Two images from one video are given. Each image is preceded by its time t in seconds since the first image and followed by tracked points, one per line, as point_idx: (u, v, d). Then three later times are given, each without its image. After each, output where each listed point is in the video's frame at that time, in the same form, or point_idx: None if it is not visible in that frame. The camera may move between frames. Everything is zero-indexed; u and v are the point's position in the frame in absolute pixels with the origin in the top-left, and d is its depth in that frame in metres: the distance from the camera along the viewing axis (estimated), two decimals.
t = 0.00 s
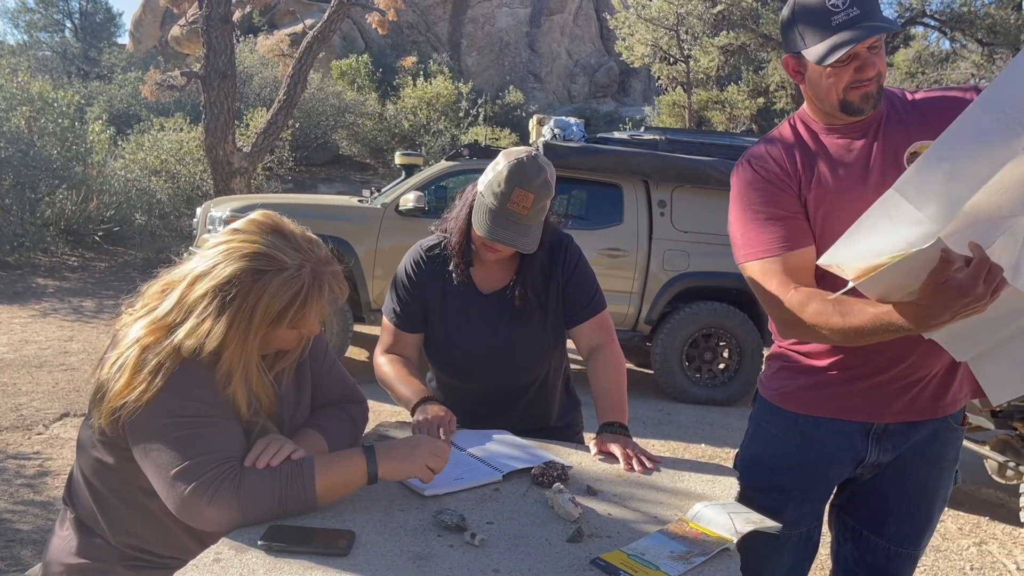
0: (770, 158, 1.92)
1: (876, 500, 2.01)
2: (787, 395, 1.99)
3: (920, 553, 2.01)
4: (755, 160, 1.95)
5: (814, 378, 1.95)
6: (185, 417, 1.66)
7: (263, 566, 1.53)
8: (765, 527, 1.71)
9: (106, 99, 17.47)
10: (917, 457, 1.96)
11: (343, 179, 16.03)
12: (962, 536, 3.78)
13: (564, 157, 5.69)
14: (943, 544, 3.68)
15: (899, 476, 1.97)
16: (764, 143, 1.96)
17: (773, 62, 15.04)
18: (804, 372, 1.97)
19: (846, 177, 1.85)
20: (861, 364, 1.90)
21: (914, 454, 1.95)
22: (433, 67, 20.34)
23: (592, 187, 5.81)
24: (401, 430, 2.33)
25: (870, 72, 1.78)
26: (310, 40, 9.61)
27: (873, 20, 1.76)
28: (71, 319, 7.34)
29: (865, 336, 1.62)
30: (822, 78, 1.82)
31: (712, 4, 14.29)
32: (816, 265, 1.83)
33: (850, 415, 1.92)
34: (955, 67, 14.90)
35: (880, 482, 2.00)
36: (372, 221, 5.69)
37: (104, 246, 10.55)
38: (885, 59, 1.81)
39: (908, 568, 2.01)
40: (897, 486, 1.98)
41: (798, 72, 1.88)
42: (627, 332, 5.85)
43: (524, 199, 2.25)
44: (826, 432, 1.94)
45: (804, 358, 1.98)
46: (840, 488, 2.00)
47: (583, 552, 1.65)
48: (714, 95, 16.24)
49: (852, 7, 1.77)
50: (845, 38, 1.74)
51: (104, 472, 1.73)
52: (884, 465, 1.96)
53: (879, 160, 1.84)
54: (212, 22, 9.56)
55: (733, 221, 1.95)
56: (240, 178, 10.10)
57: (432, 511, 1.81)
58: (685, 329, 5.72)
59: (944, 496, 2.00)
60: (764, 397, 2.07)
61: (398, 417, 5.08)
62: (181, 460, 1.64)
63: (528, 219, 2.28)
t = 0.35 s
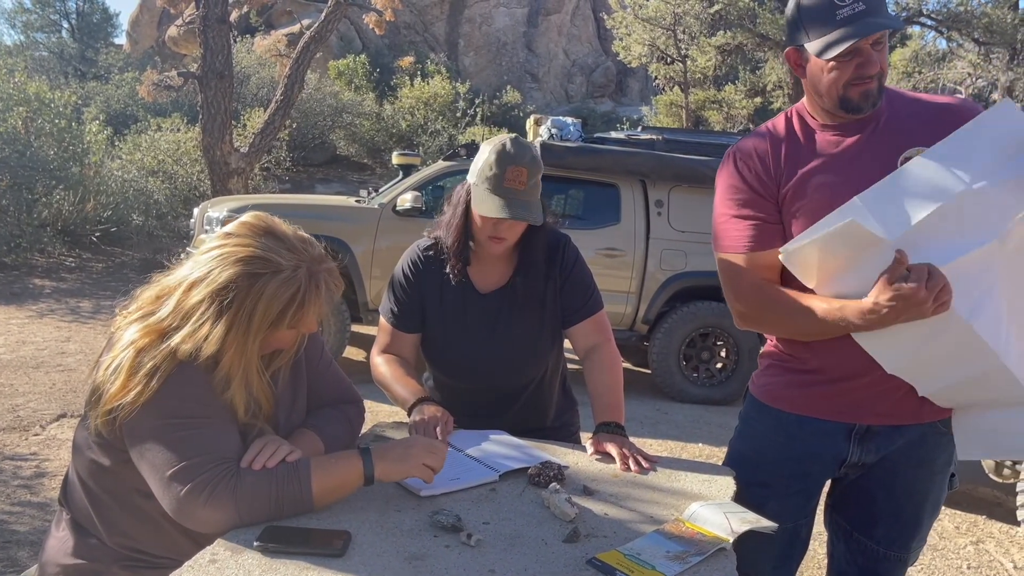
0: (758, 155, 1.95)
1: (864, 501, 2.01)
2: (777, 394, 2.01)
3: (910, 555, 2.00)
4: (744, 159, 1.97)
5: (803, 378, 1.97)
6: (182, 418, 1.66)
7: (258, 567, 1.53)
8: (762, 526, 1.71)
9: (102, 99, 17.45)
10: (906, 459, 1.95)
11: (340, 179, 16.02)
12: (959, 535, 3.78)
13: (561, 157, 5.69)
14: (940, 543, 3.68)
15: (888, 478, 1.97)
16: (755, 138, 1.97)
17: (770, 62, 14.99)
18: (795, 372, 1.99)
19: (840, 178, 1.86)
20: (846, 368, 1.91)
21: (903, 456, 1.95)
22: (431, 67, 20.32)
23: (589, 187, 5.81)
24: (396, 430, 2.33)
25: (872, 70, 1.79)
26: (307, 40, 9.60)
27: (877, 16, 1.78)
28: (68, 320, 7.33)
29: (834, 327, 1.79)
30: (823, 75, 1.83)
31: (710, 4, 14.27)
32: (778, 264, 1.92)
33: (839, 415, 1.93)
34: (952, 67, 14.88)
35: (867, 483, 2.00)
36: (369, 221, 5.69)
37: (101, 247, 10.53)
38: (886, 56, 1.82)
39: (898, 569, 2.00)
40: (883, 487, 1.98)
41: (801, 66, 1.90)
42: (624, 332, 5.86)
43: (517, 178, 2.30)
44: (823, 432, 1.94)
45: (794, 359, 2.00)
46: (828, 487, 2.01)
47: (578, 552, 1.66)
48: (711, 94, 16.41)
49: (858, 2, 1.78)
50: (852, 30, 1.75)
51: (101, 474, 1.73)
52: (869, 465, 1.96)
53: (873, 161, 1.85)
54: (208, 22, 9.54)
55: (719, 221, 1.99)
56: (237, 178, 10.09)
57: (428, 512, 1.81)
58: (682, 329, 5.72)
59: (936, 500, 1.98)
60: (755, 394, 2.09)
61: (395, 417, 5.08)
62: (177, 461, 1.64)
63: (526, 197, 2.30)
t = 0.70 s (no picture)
0: (763, 143, 1.95)
1: (853, 499, 2.01)
2: (765, 390, 2.02)
3: (899, 552, 1.99)
4: (746, 148, 1.97)
5: (790, 374, 1.98)
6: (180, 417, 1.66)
7: (256, 566, 1.53)
8: (760, 524, 1.71)
9: (100, 99, 17.43)
10: (893, 456, 1.96)
11: (338, 179, 16.01)
12: (957, 534, 3.79)
13: (559, 156, 5.68)
14: (938, 541, 3.68)
15: (875, 475, 1.97)
16: (763, 126, 1.97)
17: (767, 61, 14.91)
18: (781, 367, 2.00)
19: (843, 173, 1.86)
20: (834, 364, 1.92)
21: (890, 453, 1.96)
22: (429, 66, 20.32)
23: (587, 186, 5.81)
24: (394, 428, 2.33)
25: (887, 65, 1.77)
26: (305, 39, 9.59)
27: (896, 12, 1.76)
28: (66, 320, 7.32)
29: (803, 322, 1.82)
30: (837, 66, 1.81)
31: (708, 3, 14.24)
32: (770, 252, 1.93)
33: (826, 412, 1.94)
34: (949, 66, 14.89)
35: (854, 480, 2.00)
36: (367, 221, 5.69)
37: (99, 247, 10.51)
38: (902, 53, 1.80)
39: (887, 567, 1.99)
40: (870, 484, 1.98)
41: (815, 55, 1.88)
42: (622, 331, 5.86)
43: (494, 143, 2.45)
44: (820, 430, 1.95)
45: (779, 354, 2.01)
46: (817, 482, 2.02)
47: (575, 550, 1.65)
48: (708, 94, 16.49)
49: None
50: (860, 28, 1.73)
51: (98, 473, 1.73)
52: (856, 462, 1.97)
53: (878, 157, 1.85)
54: (206, 22, 9.52)
55: (717, 207, 2.00)
56: (235, 177, 10.08)
57: (426, 510, 1.80)
58: (680, 328, 5.72)
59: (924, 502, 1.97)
60: (742, 390, 2.10)
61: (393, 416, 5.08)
62: (174, 461, 1.64)
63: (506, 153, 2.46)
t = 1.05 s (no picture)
0: (773, 134, 1.95)
1: (842, 501, 2.00)
2: (757, 387, 2.01)
3: (890, 550, 1.98)
4: (753, 135, 1.97)
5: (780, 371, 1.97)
6: (177, 417, 1.66)
7: (255, 566, 1.53)
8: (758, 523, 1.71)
9: (97, 98, 17.41)
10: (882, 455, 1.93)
11: (336, 179, 16.00)
12: (954, 532, 3.79)
13: (557, 156, 5.68)
14: (935, 540, 3.69)
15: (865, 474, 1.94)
16: (777, 117, 1.97)
17: (765, 60, 14.88)
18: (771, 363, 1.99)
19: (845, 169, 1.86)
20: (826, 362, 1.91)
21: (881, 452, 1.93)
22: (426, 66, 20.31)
23: (585, 186, 5.82)
24: (392, 428, 2.33)
25: (900, 69, 1.73)
26: (303, 39, 9.58)
27: (918, 18, 1.67)
28: (63, 320, 7.31)
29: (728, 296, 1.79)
30: (853, 63, 1.77)
31: (705, 2, 14.38)
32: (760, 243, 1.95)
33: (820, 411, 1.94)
34: (946, 65, 14.92)
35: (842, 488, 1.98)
36: (365, 221, 5.69)
37: (96, 247, 10.49)
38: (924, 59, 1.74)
39: (878, 564, 1.99)
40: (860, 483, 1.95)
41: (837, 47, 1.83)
42: (620, 330, 5.86)
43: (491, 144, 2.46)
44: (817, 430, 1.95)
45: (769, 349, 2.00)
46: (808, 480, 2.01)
47: (574, 549, 1.65)
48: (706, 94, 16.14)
49: None
50: (871, 33, 1.68)
51: (95, 474, 1.73)
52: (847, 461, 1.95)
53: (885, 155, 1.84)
54: (204, 22, 9.51)
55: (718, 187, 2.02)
56: (233, 177, 10.07)
57: (424, 510, 1.80)
58: (678, 327, 5.73)
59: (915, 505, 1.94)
60: (733, 385, 2.09)
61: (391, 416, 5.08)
62: (171, 462, 1.63)
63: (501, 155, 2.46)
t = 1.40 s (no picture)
0: (787, 128, 1.89)
1: (841, 500, 1.99)
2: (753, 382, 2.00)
3: (887, 552, 1.98)
4: (769, 124, 1.92)
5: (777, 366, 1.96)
6: (174, 418, 1.65)
7: (253, 566, 1.53)
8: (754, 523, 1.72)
9: (94, 98, 17.38)
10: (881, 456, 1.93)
11: (333, 178, 16.00)
12: (950, 532, 3.81)
13: (554, 156, 5.68)
14: (932, 539, 3.70)
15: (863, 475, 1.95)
16: (794, 112, 1.90)
17: (762, 60, 15.00)
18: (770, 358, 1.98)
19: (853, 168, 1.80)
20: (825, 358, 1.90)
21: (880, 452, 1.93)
22: (423, 66, 20.31)
23: (582, 186, 5.82)
24: (389, 428, 2.33)
25: (900, 74, 1.67)
26: (300, 39, 9.57)
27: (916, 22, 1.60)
28: (59, 320, 7.29)
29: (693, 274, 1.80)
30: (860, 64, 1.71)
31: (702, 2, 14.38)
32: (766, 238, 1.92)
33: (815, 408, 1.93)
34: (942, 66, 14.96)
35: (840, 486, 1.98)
36: (362, 221, 5.68)
37: (92, 247, 10.45)
38: (934, 66, 1.66)
39: (874, 565, 1.99)
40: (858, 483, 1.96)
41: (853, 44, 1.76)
42: (617, 330, 5.87)
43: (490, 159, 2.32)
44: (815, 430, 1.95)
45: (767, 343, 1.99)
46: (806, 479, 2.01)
47: (571, 548, 1.66)
48: (703, 94, 16.34)
49: (898, 4, 1.62)
50: (871, 35, 1.62)
51: (93, 474, 1.73)
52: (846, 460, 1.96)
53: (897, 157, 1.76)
54: (201, 22, 9.50)
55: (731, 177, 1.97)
56: (229, 177, 10.05)
57: (422, 511, 1.81)
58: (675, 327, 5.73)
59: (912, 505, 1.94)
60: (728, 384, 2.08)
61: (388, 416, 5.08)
62: (169, 462, 1.63)
63: (501, 185, 2.31)
